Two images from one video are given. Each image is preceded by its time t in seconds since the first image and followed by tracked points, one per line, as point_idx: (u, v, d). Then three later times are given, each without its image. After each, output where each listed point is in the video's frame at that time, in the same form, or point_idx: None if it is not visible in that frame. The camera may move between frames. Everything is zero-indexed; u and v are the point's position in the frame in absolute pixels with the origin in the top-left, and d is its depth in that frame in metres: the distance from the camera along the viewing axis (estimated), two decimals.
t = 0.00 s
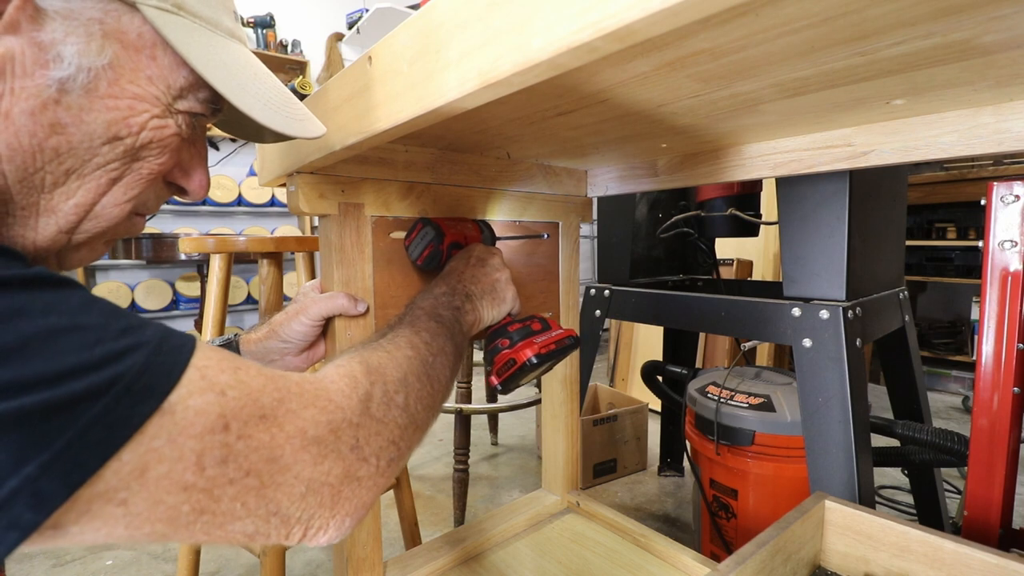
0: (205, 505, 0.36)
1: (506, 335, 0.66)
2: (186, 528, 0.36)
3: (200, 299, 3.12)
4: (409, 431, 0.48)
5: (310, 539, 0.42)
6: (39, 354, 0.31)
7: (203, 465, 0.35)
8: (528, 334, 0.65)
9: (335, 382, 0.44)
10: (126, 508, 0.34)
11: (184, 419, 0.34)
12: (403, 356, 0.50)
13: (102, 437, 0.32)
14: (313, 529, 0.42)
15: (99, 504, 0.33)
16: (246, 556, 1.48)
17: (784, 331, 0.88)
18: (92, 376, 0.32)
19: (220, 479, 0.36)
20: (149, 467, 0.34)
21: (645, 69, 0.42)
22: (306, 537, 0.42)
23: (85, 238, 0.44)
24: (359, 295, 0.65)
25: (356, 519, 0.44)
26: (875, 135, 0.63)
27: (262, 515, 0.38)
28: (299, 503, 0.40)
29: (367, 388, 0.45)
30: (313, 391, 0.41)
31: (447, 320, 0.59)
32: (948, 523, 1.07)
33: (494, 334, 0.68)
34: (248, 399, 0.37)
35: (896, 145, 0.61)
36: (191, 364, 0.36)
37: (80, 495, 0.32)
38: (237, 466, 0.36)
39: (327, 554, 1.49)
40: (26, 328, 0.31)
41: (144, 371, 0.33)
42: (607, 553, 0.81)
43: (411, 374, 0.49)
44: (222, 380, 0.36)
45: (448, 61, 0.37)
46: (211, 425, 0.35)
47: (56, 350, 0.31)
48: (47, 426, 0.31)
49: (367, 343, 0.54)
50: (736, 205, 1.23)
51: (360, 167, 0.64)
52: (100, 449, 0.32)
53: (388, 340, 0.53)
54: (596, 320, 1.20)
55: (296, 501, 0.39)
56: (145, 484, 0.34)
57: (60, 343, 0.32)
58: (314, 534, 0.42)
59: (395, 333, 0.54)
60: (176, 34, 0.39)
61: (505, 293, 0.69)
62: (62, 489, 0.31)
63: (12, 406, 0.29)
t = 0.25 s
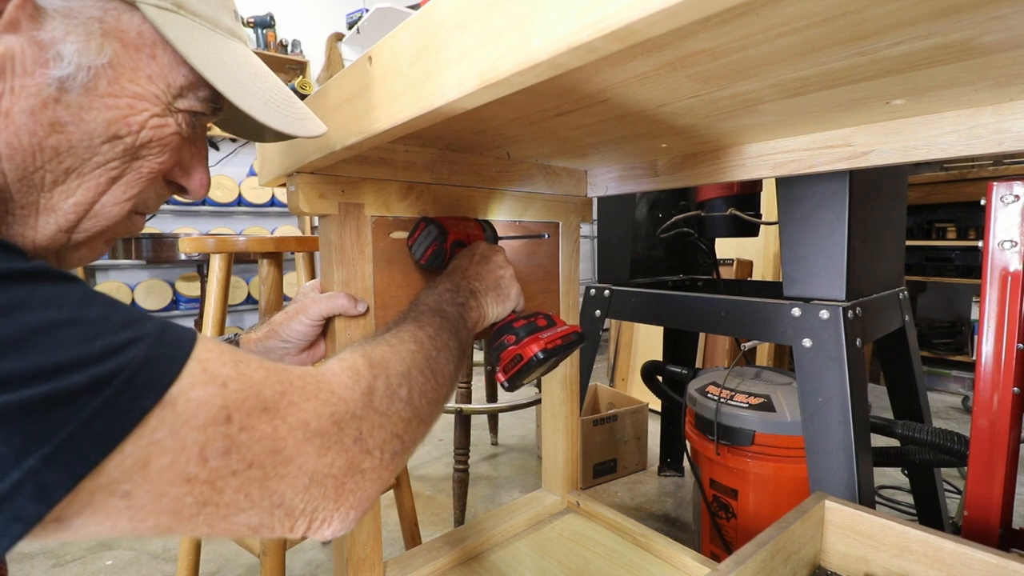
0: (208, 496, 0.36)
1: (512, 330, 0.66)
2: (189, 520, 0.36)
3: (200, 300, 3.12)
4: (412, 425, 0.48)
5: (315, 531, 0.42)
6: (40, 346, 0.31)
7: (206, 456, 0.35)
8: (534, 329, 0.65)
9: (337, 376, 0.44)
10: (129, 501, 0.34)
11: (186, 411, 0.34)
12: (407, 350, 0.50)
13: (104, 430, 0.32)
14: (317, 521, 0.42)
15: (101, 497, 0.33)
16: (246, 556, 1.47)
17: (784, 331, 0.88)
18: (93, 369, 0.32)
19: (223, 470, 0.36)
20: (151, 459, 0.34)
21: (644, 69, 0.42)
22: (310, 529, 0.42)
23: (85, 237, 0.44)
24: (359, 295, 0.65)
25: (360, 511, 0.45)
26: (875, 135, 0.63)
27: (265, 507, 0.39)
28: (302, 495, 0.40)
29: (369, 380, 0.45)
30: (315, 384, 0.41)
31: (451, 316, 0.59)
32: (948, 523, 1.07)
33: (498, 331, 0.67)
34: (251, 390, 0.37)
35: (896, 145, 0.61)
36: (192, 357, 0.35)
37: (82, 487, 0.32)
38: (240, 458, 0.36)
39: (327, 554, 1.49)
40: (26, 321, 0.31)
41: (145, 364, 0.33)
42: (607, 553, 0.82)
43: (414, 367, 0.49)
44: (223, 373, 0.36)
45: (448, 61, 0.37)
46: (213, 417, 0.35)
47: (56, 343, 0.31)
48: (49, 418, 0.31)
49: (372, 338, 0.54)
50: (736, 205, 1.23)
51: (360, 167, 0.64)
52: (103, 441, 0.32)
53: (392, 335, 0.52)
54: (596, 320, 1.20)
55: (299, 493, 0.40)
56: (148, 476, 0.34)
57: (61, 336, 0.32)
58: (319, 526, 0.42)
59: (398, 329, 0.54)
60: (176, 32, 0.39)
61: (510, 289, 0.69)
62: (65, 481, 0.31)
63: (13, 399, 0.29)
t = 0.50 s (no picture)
0: (212, 488, 0.36)
1: (518, 326, 0.65)
2: (194, 512, 0.36)
3: (200, 300, 3.12)
4: (418, 415, 0.47)
5: (322, 522, 0.42)
6: (42, 336, 0.31)
7: (209, 447, 0.35)
8: (540, 324, 0.65)
9: (341, 367, 0.43)
10: (132, 492, 0.34)
11: (188, 402, 0.34)
12: (411, 343, 0.50)
13: (107, 420, 0.32)
14: (323, 512, 0.42)
15: (105, 488, 0.33)
16: (247, 556, 1.47)
17: (784, 331, 0.88)
18: (95, 358, 0.32)
19: (227, 460, 0.35)
20: (155, 450, 0.33)
21: (645, 69, 0.42)
22: (317, 520, 0.42)
23: (87, 237, 0.44)
24: (359, 295, 0.65)
25: (367, 501, 0.44)
26: (876, 135, 0.63)
27: (270, 498, 0.38)
28: (307, 485, 0.40)
29: (373, 371, 0.45)
30: (318, 375, 0.41)
31: (456, 310, 0.59)
32: (948, 523, 1.07)
33: (506, 326, 0.67)
34: (253, 380, 0.37)
35: (896, 145, 0.61)
36: (194, 348, 0.36)
37: (86, 477, 0.32)
38: (244, 448, 0.36)
39: (327, 553, 1.49)
40: (28, 312, 0.31)
41: (148, 354, 0.33)
42: (607, 553, 0.82)
43: (419, 359, 0.49)
44: (225, 363, 0.36)
45: (448, 61, 0.37)
46: (216, 407, 0.35)
47: (58, 333, 0.31)
48: (52, 407, 0.30)
49: (376, 331, 0.54)
50: (736, 205, 1.23)
51: (360, 167, 0.64)
52: (105, 431, 0.32)
53: (396, 328, 0.52)
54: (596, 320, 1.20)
55: (305, 484, 0.39)
56: (151, 467, 0.33)
57: (64, 326, 0.32)
58: (325, 518, 0.42)
59: (402, 323, 0.54)
60: (178, 33, 0.39)
61: (514, 285, 0.69)
62: (70, 470, 0.31)
63: (16, 388, 0.29)
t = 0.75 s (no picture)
0: (217, 478, 0.35)
1: (525, 322, 0.65)
2: (200, 504, 0.36)
3: (200, 300, 3.12)
4: (425, 407, 0.47)
5: (329, 513, 0.42)
6: (42, 328, 0.31)
7: (213, 437, 0.35)
8: (547, 320, 0.65)
9: (345, 357, 0.44)
10: (137, 483, 0.34)
11: (191, 392, 0.34)
12: (417, 335, 0.50)
13: (109, 410, 0.32)
14: (330, 504, 0.42)
15: (109, 480, 0.33)
16: (247, 556, 1.47)
17: (784, 331, 0.88)
18: (96, 349, 0.32)
19: (231, 451, 0.35)
20: (158, 440, 0.33)
21: (645, 69, 0.42)
22: (324, 512, 0.42)
23: (87, 234, 0.44)
24: (359, 295, 0.65)
25: (373, 492, 0.44)
26: (875, 134, 0.63)
27: (276, 489, 0.38)
28: (312, 475, 0.40)
29: (378, 362, 0.45)
30: (323, 366, 0.41)
31: (462, 304, 0.59)
32: (948, 523, 1.07)
33: (513, 322, 0.67)
34: (256, 371, 0.37)
35: (896, 145, 0.61)
36: (196, 339, 0.36)
37: (88, 470, 0.32)
38: (248, 438, 0.36)
39: (327, 554, 1.49)
40: (29, 302, 0.31)
41: (149, 345, 0.33)
42: (606, 552, 0.82)
43: (424, 351, 0.49)
44: (229, 354, 0.36)
45: (447, 61, 0.37)
46: (219, 397, 0.35)
47: (60, 324, 0.31)
48: (53, 397, 0.30)
49: (382, 324, 0.54)
50: (736, 205, 1.23)
51: (360, 167, 0.64)
52: (107, 422, 0.31)
53: (402, 322, 0.52)
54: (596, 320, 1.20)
55: (310, 475, 0.39)
56: (155, 457, 0.33)
57: (64, 317, 0.32)
58: (332, 509, 0.42)
59: (408, 317, 0.54)
60: (176, 30, 0.39)
61: (520, 282, 0.69)
62: (72, 462, 0.31)
63: (17, 378, 0.29)
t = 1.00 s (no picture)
0: (224, 472, 0.35)
1: (529, 319, 0.66)
2: (206, 498, 0.36)
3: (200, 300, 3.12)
4: (428, 401, 0.47)
5: (335, 508, 0.43)
6: (46, 323, 0.31)
7: (219, 431, 0.35)
8: (550, 317, 0.65)
9: (348, 351, 0.44)
10: (144, 477, 0.33)
11: (196, 386, 0.34)
12: (421, 331, 0.50)
13: (113, 405, 0.31)
14: (336, 498, 0.42)
15: (115, 474, 0.33)
16: (247, 556, 1.47)
17: (784, 331, 0.88)
18: (100, 343, 0.31)
19: (237, 445, 0.35)
20: (165, 434, 0.33)
21: (645, 70, 0.42)
22: (330, 506, 0.42)
23: (87, 234, 0.44)
24: (359, 295, 0.65)
25: (378, 487, 0.45)
26: (875, 135, 0.63)
27: (282, 482, 0.38)
28: (319, 468, 0.40)
29: (382, 356, 0.45)
30: (327, 360, 0.42)
31: (465, 300, 0.59)
32: (948, 523, 1.07)
33: (517, 320, 0.68)
34: (261, 365, 0.37)
35: (896, 145, 0.61)
36: (201, 334, 0.36)
37: (95, 464, 0.32)
38: (255, 432, 0.36)
39: (327, 554, 1.49)
40: (31, 298, 0.31)
41: (154, 338, 0.33)
42: (606, 552, 0.82)
43: (428, 346, 0.49)
44: (234, 348, 0.36)
45: (448, 62, 0.37)
46: (225, 391, 0.35)
47: (63, 319, 0.31)
48: (59, 391, 0.30)
49: (386, 320, 0.54)
50: (736, 205, 1.23)
51: (361, 167, 0.64)
52: (112, 415, 0.31)
53: (406, 318, 0.52)
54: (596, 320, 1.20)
55: (315, 469, 0.39)
56: (161, 450, 0.33)
57: (68, 312, 0.32)
58: (337, 503, 0.43)
59: (411, 314, 0.54)
60: (177, 30, 0.39)
61: (523, 280, 0.69)
62: (77, 456, 0.31)
63: (21, 372, 0.29)
